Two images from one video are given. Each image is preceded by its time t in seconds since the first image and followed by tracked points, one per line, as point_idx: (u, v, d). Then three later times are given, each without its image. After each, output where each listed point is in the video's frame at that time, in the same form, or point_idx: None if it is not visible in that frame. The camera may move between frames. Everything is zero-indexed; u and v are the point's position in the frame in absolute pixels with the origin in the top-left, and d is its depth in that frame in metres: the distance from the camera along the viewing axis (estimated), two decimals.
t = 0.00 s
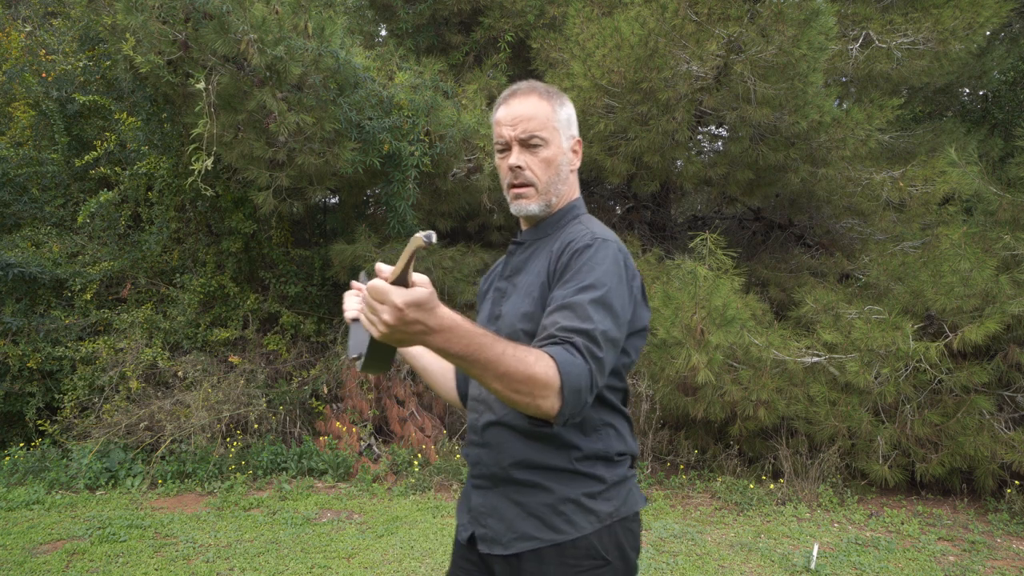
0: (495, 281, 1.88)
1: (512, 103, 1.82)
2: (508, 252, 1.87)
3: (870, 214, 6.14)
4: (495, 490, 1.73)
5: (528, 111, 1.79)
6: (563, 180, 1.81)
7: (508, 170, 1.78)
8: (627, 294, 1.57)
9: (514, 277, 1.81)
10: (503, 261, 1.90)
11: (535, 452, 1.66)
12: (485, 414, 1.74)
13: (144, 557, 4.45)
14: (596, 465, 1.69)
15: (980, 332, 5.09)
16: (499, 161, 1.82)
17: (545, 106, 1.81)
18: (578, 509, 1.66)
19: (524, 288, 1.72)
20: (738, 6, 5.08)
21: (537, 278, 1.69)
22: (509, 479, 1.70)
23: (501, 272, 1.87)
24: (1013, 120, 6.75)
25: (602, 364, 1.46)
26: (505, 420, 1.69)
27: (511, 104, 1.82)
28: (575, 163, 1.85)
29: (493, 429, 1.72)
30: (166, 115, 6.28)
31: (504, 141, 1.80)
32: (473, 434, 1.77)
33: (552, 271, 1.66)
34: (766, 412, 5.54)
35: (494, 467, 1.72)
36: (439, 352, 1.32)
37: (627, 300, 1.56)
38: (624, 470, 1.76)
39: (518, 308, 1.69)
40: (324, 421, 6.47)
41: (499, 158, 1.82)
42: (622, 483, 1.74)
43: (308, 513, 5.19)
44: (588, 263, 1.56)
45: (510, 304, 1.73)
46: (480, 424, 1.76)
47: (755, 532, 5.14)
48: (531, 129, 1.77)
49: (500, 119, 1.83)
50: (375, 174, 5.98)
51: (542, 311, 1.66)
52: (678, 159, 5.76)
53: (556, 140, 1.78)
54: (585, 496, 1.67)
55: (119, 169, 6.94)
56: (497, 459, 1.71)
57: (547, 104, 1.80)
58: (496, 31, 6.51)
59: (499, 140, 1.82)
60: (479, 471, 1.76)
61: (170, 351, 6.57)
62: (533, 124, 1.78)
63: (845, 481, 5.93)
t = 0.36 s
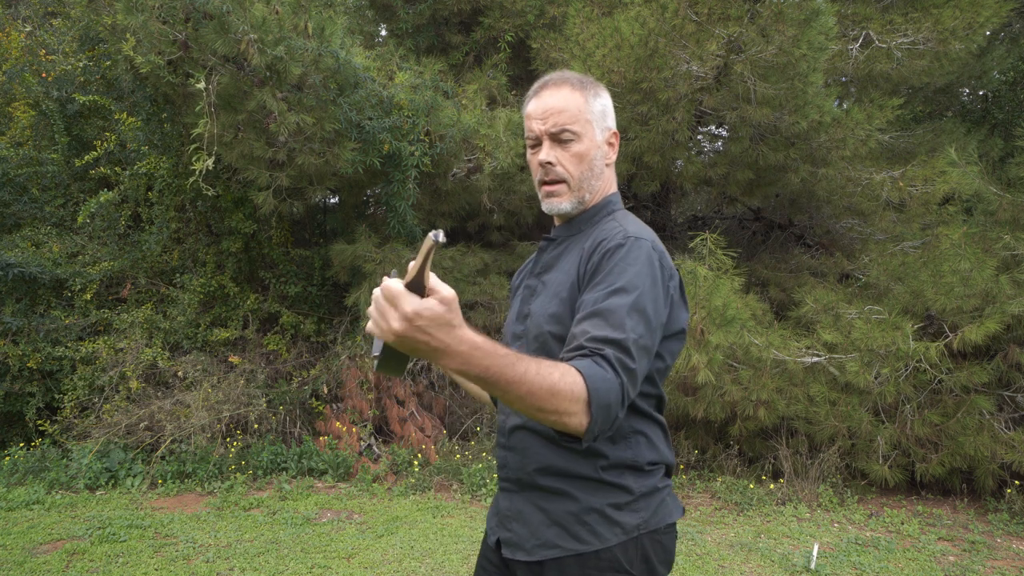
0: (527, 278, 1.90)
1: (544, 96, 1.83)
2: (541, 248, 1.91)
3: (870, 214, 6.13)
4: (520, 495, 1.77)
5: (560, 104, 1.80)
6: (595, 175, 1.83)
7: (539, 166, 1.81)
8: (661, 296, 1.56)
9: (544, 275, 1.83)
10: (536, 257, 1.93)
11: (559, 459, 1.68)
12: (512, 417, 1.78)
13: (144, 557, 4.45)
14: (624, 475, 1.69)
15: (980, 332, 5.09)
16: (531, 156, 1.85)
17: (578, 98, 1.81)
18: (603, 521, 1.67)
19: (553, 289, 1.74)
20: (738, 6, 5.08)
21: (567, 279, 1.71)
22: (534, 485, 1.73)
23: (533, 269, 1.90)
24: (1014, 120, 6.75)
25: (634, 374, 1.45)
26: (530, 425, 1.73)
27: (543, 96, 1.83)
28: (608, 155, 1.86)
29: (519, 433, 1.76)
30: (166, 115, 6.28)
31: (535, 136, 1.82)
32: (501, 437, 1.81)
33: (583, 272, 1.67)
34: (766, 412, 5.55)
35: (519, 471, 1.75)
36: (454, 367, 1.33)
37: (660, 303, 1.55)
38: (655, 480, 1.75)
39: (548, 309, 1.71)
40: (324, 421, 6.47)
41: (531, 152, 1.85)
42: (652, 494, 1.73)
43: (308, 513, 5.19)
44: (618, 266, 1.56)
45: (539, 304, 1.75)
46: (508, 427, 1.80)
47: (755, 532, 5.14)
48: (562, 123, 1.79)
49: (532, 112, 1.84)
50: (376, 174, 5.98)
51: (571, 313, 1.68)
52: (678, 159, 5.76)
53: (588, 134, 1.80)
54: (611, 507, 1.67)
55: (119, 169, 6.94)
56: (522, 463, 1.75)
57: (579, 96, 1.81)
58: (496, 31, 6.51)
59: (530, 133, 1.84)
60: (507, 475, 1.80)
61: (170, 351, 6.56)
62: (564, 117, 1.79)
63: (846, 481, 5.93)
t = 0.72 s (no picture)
0: (534, 276, 1.91)
1: (558, 87, 1.82)
2: (549, 245, 1.91)
3: (870, 214, 6.13)
4: (523, 496, 1.77)
5: (575, 96, 1.79)
6: (607, 170, 1.83)
7: (550, 158, 1.81)
8: (669, 299, 1.55)
9: (551, 275, 1.83)
10: (544, 253, 1.94)
11: (562, 462, 1.68)
12: (515, 417, 1.79)
13: (144, 557, 4.45)
14: (627, 479, 1.68)
15: (980, 332, 5.09)
16: (543, 148, 1.84)
17: (593, 90, 1.81)
18: (604, 525, 1.66)
19: (559, 289, 1.74)
20: (738, 6, 5.08)
21: (573, 280, 1.71)
22: (535, 486, 1.73)
23: (540, 268, 1.90)
24: (1013, 120, 6.75)
25: (639, 379, 1.45)
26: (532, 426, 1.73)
27: (557, 87, 1.83)
28: (621, 151, 1.86)
29: (522, 433, 1.76)
30: (166, 115, 6.28)
31: (548, 127, 1.82)
32: (505, 437, 1.82)
33: (590, 274, 1.67)
34: (766, 412, 5.55)
35: (522, 472, 1.76)
36: (457, 373, 1.34)
37: (668, 306, 1.54)
38: (660, 485, 1.74)
39: (554, 309, 1.72)
40: (324, 421, 6.47)
41: (543, 143, 1.85)
42: (656, 500, 1.72)
43: (308, 513, 5.19)
44: (625, 267, 1.55)
45: (545, 303, 1.75)
46: (512, 428, 1.80)
47: (755, 532, 5.14)
48: (576, 116, 1.78)
49: (545, 103, 1.84)
50: (376, 174, 5.98)
51: (577, 315, 1.68)
52: (678, 159, 5.76)
53: (602, 128, 1.80)
54: (612, 511, 1.66)
55: (119, 169, 6.95)
56: (524, 464, 1.75)
57: (594, 89, 1.80)
58: (496, 31, 6.51)
59: (543, 124, 1.83)
60: (510, 476, 1.81)
61: (170, 351, 6.56)
62: (579, 110, 1.79)
63: (845, 481, 5.93)
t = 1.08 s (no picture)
0: (539, 276, 1.90)
1: (569, 88, 1.82)
2: (556, 246, 1.91)
3: (870, 214, 6.13)
4: (523, 497, 1.77)
5: (586, 97, 1.80)
6: (616, 172, 1.83)
7: (560, 158, 1.81)
8: (676, 303, 1.55)
9: (556, 275, 1.83)
10: (550, 254, 1.93)
11: (563, 463, 1.68)
12: (517, 417, 1.79)
13: (144, 557, 4.45)
14: (629, 482, 1.68)
15: (980, 332, 5.09)
16: (552, 148, 1.84)
17: (604, 92, 1.81)
18: (604, 529, 1.66)
19: (564, 291, 1.74)
20: (738, 6, 5.08)
21: (579, 281, 1.71)
22: (536, 488, 1.73)
23: (546, 268, 1.90)
24: (1014, 120, 6.75)
25: (646, 384, 1.45)
26: (534, 427, 1.73)
27: (567, 88, 1.83)
28: (630, 154, 1.86)
29: (524, 434, 1.76)
30: (166, 115, 6.28)
31: (558, 128, 1.82)
32: (507, 437, 1.82)
33: (597, 276, 1.67)
34: (766, 412, 5.56)
35: (523, 472, 1.76)
36: (468, 369, 1.32)
37: (675, 310, 1.55)
38: (661, 489, 1.74)
39: (559, 311, 1.72)
40: (325, 421, 6.46)
41: (552, 144, 1.84)
42: (657, 504, 1.72)
43: (308, 513, 5.19)
44: (632, 270, 1.55)
45: (551, 304, 1.76)
46: (513, 429, 1.81)
47: (755, 532, 5.14)
48: (587, 117, 1.78)
49: (555, 104, 1.84)
50: (375, 174, 5.98)
51: (582, 317, 1.68)
52: (678, 159, 5.75)
53: (612, 130, 1.80)
54: (613, 514, 1.66)
55: (119, 169, 6.94)
56: (525, 465, 1.75)
57: (605, 90, 1.80)
58: (497, 31, 6.51)
59: (553, 125, 1.84)
60: (510, 477, 1.81)
61: (170, 351, 6.56)
62: (589, 111, 1.79)
63: (846, 481, 5.93)
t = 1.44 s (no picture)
0: (544, 278, 1.90)
1: (571, 90, 1.83)
2: (561, 248, 1.91)
3: (870, 214, 6.13)
4: (528, 498, 1.77)
5: (589, 98, 1.79)
6: (619, 174, 1.83)
7: (563, 161, 1.81)
8: (680, 303, 1.55)
9: (561, 277, 1.83)
10: (555, 256, 1.93)
11: (567, 463, 1.69)
12: (523, 418, 1.80)
13: (144, 557, 4.45)
14: (634, 482, 1.68)
15: (980, 332, 5.09)
16: (556, 151, 1.85)
17: (606, 93, 1.81)
18: (609, 529, 1.66)
19: (569, 292, 1.74)
20: (738, 6, 5.08)
21: (584, 283, 1.71)
22: (541, 488, 1.73)
23: (551, 270, 1.90)
24: (1014, 120, 6.74)
25: (650, 384, 1.45)
26: (539, 427, 1.74)
27: (569, 91, 1.83)
28: (633, 155, 1.86)
29: (529, 435, 1.77)
30: (166, 115, 6.28)
31: (561, 131, 1.82)
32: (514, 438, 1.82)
33: (602, 277, 1.67)
34: (766, 412, 5.56)
35: (528, 473, 1.76)
36: (472, 367, 1.34)
37: (680, 311, 1.55)
38: (666, 490, 1.74)
39: (564, 312, 1.72)
40: (325, 421, 6.47)
41: (556, 147, 1.85)
42: (662, 504, 1.72)
43: (308, 513, 5.19)
44: (636, 271, 1.55)
45: (555, 305, 1.75)
46: (519, 430, 1.81)
47: (755, 532, 5.14)
48: (589, 119, 1.79)
49: (558, 106, 1.84)
50: (376, 174, 5.98)
51: (587, 317, 1.68)
52: (678, 159, 5.75)
53: (615, 131, 1.80)
54: (618, 514, 1.66)
55: (119, 168, 6.95)
56: (530, 465, 1.76)
57: (607, 92, 1.80)
58: (497, 31, 6.51)
59: (556, 128, 1.84)
60: (516, 477, 1.81)
61: (170, 351, 6.56)
62: (592, 113, 1.79)
63: (845, 481, 5.93)
